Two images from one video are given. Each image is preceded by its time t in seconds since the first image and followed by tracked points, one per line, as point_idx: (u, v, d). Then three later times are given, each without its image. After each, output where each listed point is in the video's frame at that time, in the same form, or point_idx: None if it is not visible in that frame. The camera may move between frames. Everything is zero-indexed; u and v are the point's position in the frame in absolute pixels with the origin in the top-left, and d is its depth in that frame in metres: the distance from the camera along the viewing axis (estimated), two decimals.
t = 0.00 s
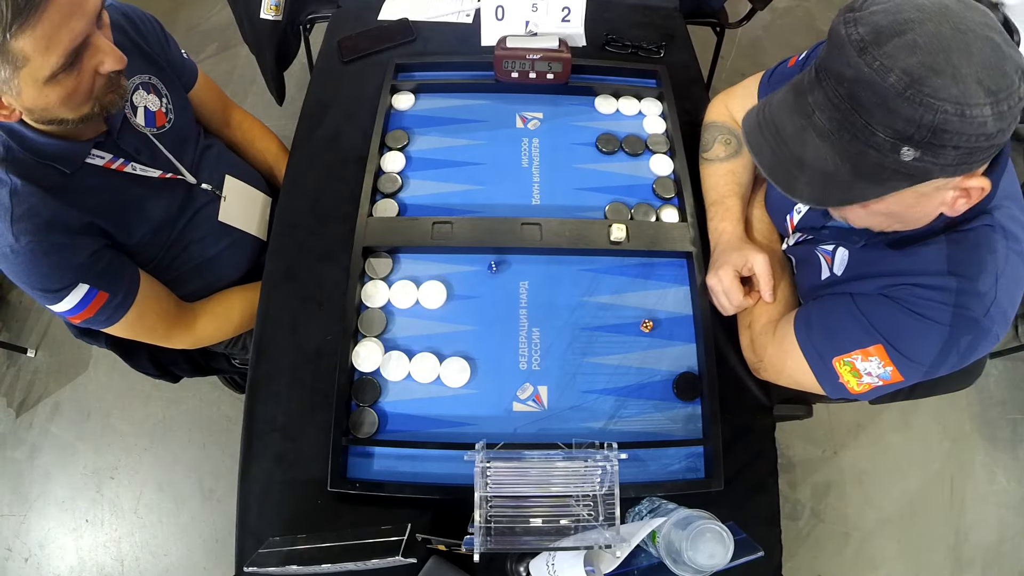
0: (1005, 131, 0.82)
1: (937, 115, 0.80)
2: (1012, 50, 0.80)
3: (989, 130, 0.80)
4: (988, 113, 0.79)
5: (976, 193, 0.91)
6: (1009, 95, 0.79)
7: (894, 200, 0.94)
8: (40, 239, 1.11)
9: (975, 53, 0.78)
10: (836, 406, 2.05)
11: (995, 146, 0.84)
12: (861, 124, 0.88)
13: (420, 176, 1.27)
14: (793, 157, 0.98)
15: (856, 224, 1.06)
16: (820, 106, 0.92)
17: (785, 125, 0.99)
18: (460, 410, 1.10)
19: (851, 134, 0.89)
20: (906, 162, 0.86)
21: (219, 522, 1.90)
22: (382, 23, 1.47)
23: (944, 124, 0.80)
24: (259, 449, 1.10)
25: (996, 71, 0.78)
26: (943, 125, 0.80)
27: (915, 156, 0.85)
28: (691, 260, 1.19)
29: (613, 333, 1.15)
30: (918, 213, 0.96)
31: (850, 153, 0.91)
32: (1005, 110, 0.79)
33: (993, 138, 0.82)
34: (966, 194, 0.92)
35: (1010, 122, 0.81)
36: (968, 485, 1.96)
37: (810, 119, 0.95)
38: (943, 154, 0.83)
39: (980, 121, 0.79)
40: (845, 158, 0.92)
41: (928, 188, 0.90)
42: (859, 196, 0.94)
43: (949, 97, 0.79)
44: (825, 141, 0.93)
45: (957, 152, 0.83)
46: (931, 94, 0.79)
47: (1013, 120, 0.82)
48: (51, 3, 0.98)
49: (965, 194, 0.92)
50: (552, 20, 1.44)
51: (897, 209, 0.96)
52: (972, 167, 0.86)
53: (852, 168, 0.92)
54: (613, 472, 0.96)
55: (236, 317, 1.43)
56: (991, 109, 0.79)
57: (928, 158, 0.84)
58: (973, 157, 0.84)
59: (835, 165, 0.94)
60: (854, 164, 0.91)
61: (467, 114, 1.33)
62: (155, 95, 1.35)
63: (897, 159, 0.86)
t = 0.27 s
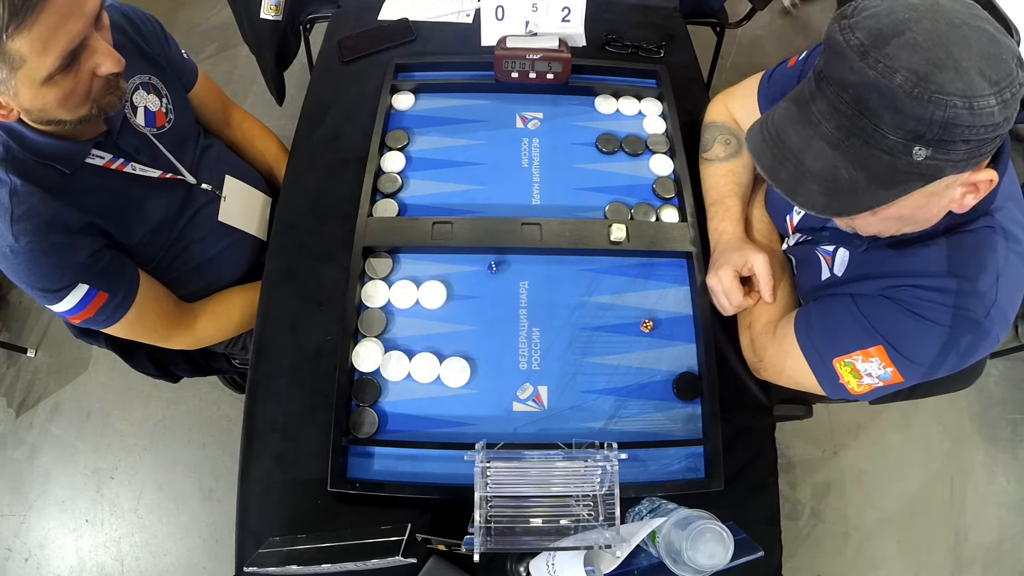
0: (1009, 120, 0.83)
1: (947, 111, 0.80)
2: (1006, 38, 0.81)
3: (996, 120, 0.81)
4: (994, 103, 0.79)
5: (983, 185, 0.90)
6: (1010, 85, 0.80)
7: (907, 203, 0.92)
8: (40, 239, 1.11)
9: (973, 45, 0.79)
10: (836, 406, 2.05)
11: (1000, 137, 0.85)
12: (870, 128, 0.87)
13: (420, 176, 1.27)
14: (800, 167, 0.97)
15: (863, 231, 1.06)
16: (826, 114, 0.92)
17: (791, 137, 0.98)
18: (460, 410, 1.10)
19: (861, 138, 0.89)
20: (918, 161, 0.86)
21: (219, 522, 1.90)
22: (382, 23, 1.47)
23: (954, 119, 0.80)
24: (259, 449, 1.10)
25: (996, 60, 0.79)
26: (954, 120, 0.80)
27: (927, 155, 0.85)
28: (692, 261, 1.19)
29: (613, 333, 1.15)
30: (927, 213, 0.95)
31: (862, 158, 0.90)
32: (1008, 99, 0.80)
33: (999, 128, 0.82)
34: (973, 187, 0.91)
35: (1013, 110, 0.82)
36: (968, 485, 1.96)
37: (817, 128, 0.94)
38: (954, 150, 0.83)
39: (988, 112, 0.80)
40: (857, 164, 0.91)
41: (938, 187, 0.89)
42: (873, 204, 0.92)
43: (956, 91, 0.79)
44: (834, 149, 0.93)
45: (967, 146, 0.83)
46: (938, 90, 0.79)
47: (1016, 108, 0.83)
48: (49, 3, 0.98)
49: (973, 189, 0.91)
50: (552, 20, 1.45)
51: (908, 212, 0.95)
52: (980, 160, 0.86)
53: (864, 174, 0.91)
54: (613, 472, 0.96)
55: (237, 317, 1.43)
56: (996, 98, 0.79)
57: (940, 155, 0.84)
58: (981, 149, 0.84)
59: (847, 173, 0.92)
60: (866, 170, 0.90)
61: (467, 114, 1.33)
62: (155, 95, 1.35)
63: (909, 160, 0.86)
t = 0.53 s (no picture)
0: (1010, 168, 0.82)
1: (938, 126, 0.80)
2: None
3: (987, 162, 0.80)
4: (991, 145, 0.79)
5: (958, 218, 0.92)
6: (1019, 137, 0.79)
7: (875, 195, 0.94)
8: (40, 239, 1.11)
9: (1000, 83, 0.77)
10: (836, 406, 2.05)
11: (994, 183, 0.85)
12: (864, 110, 0.88)
13: (420, 176, 1.27)
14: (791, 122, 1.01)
15: (849, 213, 1.07)
16: (833, 82, 0.93)
17: (797, 91, 1.01)
18: (459, 410, 1.10)
19: (853, 117, 0.90)
20: (896, 161, 0.87)
21: (219, 522, 1.90)
22: (382, 23, 1.47)
23: (941, 136, 0.81)
24: (259, 449, 1.10)
25: (1016, 106, 0.78)
26: (941, 137, 0.81)
27: (907, 159, 0.86)
28: (692, 260, 1.19)
29: (613, 333, 1.15)
30: (900, 214, 0.97)
31: (847, 135, 0.92)
32: (1009, 149, 0.79)
33: (992, 171, 0.82)
34: (948, 215, 0.92)
35: (1010, 164, 0.81)
36: (968, 485, 1.96)
37: (821, 92, 0.95)
38: (935, 168, 0.84)
39: (980, 149, 0.79)
40: (841, 138, 0.93)
41: (915, 195, 0.91)
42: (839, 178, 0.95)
43: (956, 114, 0.79)
44: (826, 117, 0.95)
45: (949, 171, 0.83)
46: (940, 104, 0.79)
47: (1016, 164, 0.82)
48: (48, 4, 0.98)
49: (947, 215, 0.92)
50: (552, 20, 1.45)
51: (879, 205, 0.97)
52: (960, 194, 0.86)
53: (841, 149, 0.93)
54: (613, 472, 0.96)
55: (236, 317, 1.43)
56: (995, 142, 0.79)
57: (918, 166, 0.85)
58: (965, 186, 0.84)
59: (828, 141, 0.95)
60: (846, 146, 0.92)
61: (467, 114, 1.33)
62: (155, 96, 1.35)
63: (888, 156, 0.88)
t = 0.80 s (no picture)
0: None
1: (967, 110, 0.80)
2: None
3: (1008, 154, 0.81)
4: (1013, 137, 0.79)
5: (965, 213, 0.92)
6: None
7: (888, 178, 0.93)
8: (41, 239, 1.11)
9: None
10: (836, 406, 2.05)
11: (1011, 182, 0.85)
12: (894, 85, 0.87)
13: (420, 176, 1.27)
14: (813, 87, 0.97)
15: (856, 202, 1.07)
16: (864, 55, 0.91)
17: (825, 61, 0.96)
18: (459, 410, 1.10)
19: (881, 91, 0.89)
20: (918, 142, 0.86)
21: (219, 522, 1.90)
22: (381, 23, 1.47)
23: (968, 120, 0.81)
24: (259, 449, 1.10)
25: None
26: (967, 121, 0.81)
27: (928, 140, 0.85)
28: (692, 261, 1.19)
29: (613, 333, 1.15)
30: (907, 203, 0.97)
31: (872, 108, 0.90)
32: None
33: (1010, 165, 0.82)
34: (955, 211, 0.93)
35: None
36: (968, 486, 1.96)
37: (850, 63, 0.93)
38: (955, 154, 0.84)
39: (1003, 140, 0.80)
40: (865, 111, 0.91)
41: (927, 183, 0.90)
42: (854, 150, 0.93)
43: (985, 101, 0.79)
44: (853, 87, 0.92)
45: (968, 159, 0.83)
46: (971, 89, 0.79)
47: None
48: (53, 4, 0.98)
49: (954, 210, 0.93)
50: (551, 20, 1.45)
51: (888, 191, 0.96)
52: (975, 187, 0.86)
53: (863, 121, 0.91)
54: (613, 472, 0.96)
55: (235, 317, 1.43)
56: (1018, 135, 0.79)
57: (940, 149, 0.85)
58: (981, 178, 0.85)
59: (850, 111, 0.93)
60: (869, 120, 0.91)
61: (467, 114, 1.33)
62: (155, 95, 1.35)
63: (911, 135, 0.87)
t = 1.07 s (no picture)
0: None
1: (986, 104, 0.80)
2: None
3: None
4: None
5: (977, 211, 0.93)
6: None
7: (901, 175, 0.93)
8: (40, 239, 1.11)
9: None
10: (836, 406, 2.05)
11: None
12: (913, 79, 0.85)
13: (420, 176, 1.27)
14: (830, 80, 0.95)
15: (860, 199, 1.07)
16: (880, 49, 0.89)
17: (840, 54, 0.94)
18: (459, 410, 1.10)
19: (899, 85, 0.87)
20: (936, 137, 0.86)
21: (219, 522, 1.90)
22: (381, 23, 1.47)
23: (988, 115, 0.80)
24: (259, 449, 1.10)
25: None
26: (987, 116, 0.80)
27: (946, 136, 0.85)
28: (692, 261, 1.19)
29: (613, 333, 1.15)
30: (917, 203, 0.97)
31: (890, 103, 0.88)
32: None
33: None
34: (967, 209, 0.93)
35: None
36: (968, 486, 1.96)
37: (865, 56, 0.91)
38: (973, 150, 0.84)
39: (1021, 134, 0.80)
40: (882, 105, 0.89)
41: (942, 181, 0.90)
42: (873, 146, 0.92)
43: (1003, 96, 0.79)
44: (870, 82, 0.91)
45: (985, 154, 0.84)
46: (990, 84, 0.79)
47: None
48: (50, 4, 0.98)
49: (966, 208, 0.93)
50: (551, 20, 1.45)
51: (899, 189, 0.96)
52: (989, 184, 0.87)
53: (882, 117, 0.90)
54: (613, 472, 0.96)
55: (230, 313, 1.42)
56: None
57: (957, 144, 0.85)
58: (996, 175, 0.85)
59: (868, 106, 0.91)
60: (887, 115, 0.89)
61: (467, 114, 1.33)
62: (155, 96, 1.35)
63: (929, 131, 0.86)
